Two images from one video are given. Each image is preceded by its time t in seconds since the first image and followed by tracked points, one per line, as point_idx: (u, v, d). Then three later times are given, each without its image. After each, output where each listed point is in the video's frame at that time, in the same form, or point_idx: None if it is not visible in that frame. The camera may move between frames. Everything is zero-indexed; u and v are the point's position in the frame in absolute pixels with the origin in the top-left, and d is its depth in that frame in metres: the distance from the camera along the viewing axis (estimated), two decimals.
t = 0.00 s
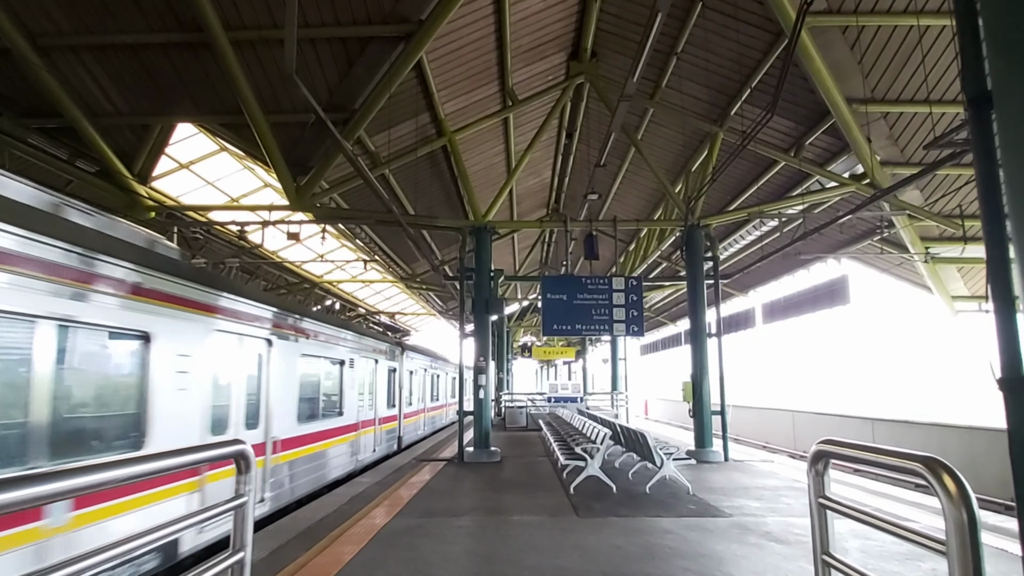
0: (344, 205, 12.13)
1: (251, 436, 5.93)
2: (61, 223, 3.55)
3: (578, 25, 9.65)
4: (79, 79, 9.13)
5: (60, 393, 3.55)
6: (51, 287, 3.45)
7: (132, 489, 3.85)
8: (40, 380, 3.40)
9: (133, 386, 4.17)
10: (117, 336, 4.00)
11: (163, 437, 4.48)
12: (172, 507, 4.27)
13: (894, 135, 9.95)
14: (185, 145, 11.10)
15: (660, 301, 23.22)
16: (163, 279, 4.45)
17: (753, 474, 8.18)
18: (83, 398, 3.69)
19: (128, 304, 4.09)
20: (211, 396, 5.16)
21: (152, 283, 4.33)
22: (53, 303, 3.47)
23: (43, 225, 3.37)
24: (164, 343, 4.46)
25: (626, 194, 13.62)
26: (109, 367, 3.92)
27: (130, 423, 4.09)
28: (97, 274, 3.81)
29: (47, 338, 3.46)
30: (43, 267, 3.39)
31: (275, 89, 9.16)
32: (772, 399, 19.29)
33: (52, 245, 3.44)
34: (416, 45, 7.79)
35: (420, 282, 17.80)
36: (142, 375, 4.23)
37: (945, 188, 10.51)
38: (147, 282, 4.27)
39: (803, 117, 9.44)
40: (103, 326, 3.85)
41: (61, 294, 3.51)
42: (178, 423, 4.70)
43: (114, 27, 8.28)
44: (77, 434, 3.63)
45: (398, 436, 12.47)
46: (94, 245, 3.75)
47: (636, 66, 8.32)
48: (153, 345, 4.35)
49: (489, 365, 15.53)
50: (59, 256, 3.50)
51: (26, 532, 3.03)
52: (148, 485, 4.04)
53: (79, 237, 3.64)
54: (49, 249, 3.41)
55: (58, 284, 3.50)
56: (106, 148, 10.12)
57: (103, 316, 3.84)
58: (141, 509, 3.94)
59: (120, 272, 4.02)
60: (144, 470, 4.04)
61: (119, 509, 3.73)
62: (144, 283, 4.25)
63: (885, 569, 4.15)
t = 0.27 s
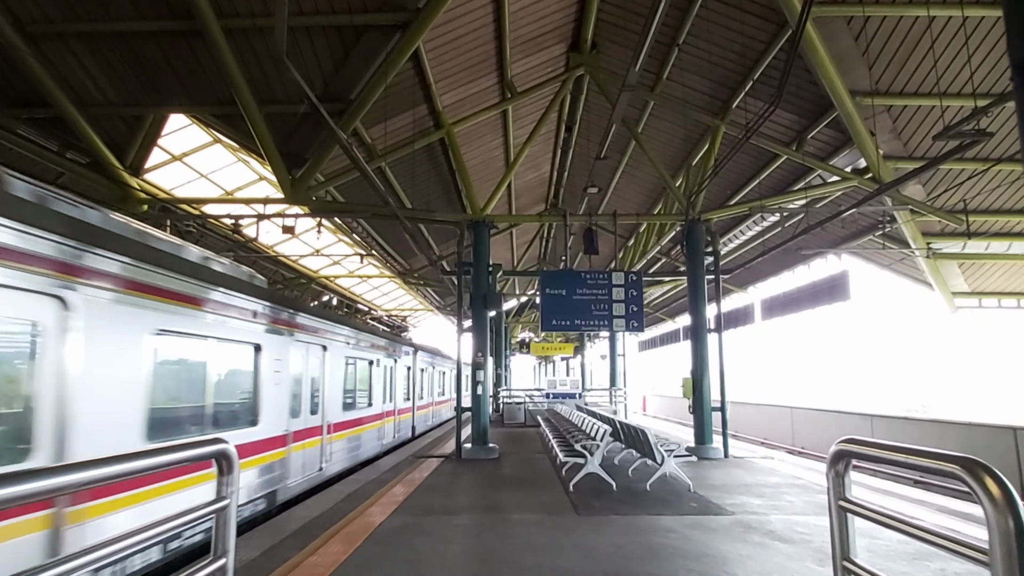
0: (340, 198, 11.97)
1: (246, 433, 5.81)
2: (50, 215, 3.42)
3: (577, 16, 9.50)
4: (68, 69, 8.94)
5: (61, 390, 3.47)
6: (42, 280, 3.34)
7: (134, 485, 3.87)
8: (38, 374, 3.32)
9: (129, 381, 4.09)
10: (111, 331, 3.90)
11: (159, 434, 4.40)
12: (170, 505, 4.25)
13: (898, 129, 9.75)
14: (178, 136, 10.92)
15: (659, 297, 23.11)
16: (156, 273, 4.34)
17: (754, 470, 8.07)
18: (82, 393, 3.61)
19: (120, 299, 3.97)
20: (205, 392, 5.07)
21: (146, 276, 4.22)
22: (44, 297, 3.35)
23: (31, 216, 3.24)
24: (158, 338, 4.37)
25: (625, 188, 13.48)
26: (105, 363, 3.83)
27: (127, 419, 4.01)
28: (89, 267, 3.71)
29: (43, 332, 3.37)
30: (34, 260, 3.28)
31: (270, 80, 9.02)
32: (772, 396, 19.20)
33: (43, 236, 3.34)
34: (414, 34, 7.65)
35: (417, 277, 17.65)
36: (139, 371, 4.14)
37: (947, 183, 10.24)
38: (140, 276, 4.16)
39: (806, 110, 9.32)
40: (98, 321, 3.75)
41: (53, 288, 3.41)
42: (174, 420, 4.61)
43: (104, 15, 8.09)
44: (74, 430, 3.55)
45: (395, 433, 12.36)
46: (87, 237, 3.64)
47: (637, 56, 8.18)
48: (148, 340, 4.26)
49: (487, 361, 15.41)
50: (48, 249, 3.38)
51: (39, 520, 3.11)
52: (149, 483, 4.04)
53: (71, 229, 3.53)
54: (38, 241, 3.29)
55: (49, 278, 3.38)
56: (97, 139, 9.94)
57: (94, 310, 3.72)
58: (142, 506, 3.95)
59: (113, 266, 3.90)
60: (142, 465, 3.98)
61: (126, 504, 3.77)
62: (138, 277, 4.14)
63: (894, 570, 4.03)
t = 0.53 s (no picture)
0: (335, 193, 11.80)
1: (240, 433, 5.67)
2: (41, 208, 3.24)
3: (576, 9, 9.35)
4: (56, 59, 8.75)
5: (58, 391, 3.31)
6: (32, 277, 3.16)
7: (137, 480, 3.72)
8: (32, 375, 3.16)
9: (126, 382, 3.92)
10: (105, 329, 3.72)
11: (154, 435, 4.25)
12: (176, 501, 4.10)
13: (901, 123, 9.57)
14: (170, 130, 10.75)
15: (657, 294, 23.00)
16: (153, 270, 4.16)
17: (755, 470, 7.94)
18: (78, 395, 3.44)
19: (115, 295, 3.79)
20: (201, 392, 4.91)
21: (142, 273, 4.03)
22: (34, 294, 3.17)
23: (22, 209, 3.06)
24: (154, 336, 4.20)
25: (624, 184, 13.35)
26: (101, 363, 3.67)
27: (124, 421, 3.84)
28: (83, 264, 3.52)
29: (37, 332, 3.20)
30: (24, 257, 3.10)
31: (262, 70, 8.84)
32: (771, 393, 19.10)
33: (36, 231, 3.16)
34: (411, 24, 7.48)
35: (414, 274, 17.51)
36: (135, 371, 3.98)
37: (949, 177, 10.06)
38: (138, 273, 3.98)
39: (808, 104, 9.18)
40: (94, 320, 3.58)
41: (45, 286, 3.23)
42: (170, 420, 4.46)
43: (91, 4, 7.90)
44: (69, 432, 3.39)
45: (393, 431, 12.22)
46: (81, 233, 3.45)
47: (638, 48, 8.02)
48: (144, 338, 4.09)
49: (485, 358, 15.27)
50: (40, 243, 3.20)
51: (95, 506, 3.31)
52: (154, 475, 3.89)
53: (64, 224, 3.35)
54: (30, 235, 3.11)
55: (40, 274, 3.21)
56: (87, 132, 9.77)
57: (89, 308, 3.54)
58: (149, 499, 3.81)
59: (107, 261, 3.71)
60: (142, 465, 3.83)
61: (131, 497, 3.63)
62: (134, 274, 3.96)
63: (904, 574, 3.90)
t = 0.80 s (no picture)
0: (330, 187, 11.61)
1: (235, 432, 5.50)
2: (24, 202, 3.16)
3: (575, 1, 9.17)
4: (42, 49, 8.55)
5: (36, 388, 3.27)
6: (13, 272, 3.08)
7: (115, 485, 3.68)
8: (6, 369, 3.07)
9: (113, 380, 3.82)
10: (92, 326, 3.64)
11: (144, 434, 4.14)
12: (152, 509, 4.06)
13: (905, 116, 9.36)
14: (160, 122, 10.59)
15: (656, 292, 22.83)
16: (144, 266, 4.06)
17: (757, 469, 7.77)
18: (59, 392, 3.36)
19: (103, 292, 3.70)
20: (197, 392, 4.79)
21: (132, 270, 3.93)
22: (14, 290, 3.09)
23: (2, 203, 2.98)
24: (146, 334, 4.10)
25: (624, 180, 13.18)
26: (85, 360, 3.59)
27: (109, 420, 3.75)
28: (68, 259, 3.44)
29: (17, 327, 3.14)
30: (5, 250, 3.02)
31: (254, 61, 8.65)
32: (772, 392, 18.95)
33: (17, 225, 3.08)
34: (406, 13, 7.31)
35: (411, 271, 17.33)
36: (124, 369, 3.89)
37: (953, 173, 9.83)
38: (128, 270, 3.89)
39: (811, 97, 8.99)
40: (77, 317, 3.49)
41: (28, 280, 3.15)
42: (160, 419, 4.35)
43: None
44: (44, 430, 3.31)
45: (390, 429, 12.05)
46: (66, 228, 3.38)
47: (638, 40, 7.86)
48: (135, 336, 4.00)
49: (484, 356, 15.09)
50: (22, 238, 3.11)
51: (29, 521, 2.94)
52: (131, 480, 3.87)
53: (48, 218, 3.27)
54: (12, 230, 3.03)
55: (22, 270, 3.12)
56: (75, 125, 9.58)
57: (75, 304, 3.46)
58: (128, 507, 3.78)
59: (95, 258, 3.62)
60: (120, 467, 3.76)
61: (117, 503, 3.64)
62: (125, 270, 3.86)
63: None
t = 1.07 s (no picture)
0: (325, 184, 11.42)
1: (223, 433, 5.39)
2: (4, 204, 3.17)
3: None
4: (28, 43, 8.37)
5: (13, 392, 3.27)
6: None
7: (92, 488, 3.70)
8: None
9: (98, 381, 3.83)
10: (75, 327, 3.65)
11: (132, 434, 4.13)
12: (138, 511, 4.12)
13: (908, 113, 8.92)
14: (150, 117, 10.41)
15: (657, 291, 22.64)
16: (125, 266, 4.04)
17: (760, 473, 7.58)
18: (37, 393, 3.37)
19: (86, 293, 3.71)
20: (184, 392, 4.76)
21: (112, 270, 3.91)
22: None
23: None
24: (129, 334, 4.08)
25: (623, 177, 13.01)
26: (67, 361, 3.58)
27: (90, 420, 3.73)
28: (47, 260, 3.43)
29: None
30: None
31: (245, 55, 8.48)
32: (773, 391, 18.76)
33: None
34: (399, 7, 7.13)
35: (409, 269, 17.15)
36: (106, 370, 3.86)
37: (957, 170, 9.49)
38: (106, 270, 3.87)
39: (813, 93, 8.78)
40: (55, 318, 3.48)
41: (5, 282, 3.15)
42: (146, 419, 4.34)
43: None
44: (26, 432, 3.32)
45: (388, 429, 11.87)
46: (43, 227, 3.37)
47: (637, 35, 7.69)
48: (117, 336, 3.99)
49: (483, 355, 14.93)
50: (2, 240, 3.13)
51: None
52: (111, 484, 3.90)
53: (23, 218, 3.25)
54: None
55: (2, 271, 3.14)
56: (62, 120, 9.40)
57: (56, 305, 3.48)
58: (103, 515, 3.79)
59: (77, 259, 3.64)
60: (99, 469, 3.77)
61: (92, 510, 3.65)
62: (104, 270, 3.85)
63: None
